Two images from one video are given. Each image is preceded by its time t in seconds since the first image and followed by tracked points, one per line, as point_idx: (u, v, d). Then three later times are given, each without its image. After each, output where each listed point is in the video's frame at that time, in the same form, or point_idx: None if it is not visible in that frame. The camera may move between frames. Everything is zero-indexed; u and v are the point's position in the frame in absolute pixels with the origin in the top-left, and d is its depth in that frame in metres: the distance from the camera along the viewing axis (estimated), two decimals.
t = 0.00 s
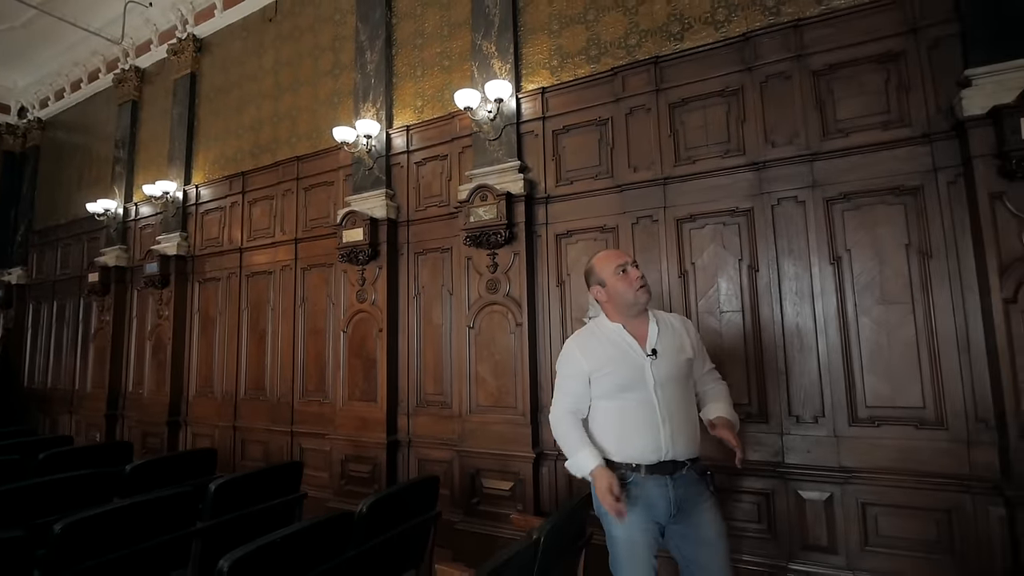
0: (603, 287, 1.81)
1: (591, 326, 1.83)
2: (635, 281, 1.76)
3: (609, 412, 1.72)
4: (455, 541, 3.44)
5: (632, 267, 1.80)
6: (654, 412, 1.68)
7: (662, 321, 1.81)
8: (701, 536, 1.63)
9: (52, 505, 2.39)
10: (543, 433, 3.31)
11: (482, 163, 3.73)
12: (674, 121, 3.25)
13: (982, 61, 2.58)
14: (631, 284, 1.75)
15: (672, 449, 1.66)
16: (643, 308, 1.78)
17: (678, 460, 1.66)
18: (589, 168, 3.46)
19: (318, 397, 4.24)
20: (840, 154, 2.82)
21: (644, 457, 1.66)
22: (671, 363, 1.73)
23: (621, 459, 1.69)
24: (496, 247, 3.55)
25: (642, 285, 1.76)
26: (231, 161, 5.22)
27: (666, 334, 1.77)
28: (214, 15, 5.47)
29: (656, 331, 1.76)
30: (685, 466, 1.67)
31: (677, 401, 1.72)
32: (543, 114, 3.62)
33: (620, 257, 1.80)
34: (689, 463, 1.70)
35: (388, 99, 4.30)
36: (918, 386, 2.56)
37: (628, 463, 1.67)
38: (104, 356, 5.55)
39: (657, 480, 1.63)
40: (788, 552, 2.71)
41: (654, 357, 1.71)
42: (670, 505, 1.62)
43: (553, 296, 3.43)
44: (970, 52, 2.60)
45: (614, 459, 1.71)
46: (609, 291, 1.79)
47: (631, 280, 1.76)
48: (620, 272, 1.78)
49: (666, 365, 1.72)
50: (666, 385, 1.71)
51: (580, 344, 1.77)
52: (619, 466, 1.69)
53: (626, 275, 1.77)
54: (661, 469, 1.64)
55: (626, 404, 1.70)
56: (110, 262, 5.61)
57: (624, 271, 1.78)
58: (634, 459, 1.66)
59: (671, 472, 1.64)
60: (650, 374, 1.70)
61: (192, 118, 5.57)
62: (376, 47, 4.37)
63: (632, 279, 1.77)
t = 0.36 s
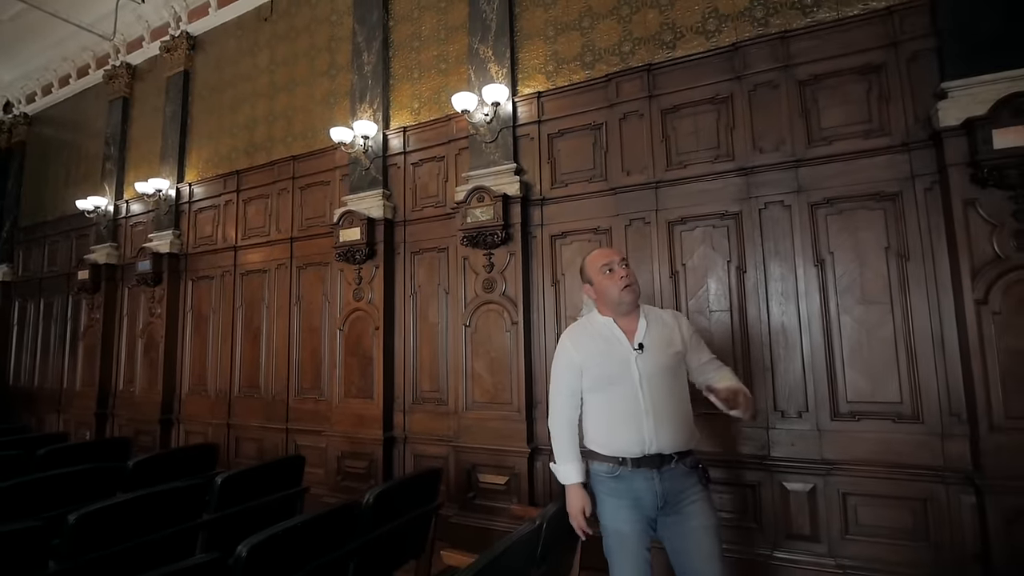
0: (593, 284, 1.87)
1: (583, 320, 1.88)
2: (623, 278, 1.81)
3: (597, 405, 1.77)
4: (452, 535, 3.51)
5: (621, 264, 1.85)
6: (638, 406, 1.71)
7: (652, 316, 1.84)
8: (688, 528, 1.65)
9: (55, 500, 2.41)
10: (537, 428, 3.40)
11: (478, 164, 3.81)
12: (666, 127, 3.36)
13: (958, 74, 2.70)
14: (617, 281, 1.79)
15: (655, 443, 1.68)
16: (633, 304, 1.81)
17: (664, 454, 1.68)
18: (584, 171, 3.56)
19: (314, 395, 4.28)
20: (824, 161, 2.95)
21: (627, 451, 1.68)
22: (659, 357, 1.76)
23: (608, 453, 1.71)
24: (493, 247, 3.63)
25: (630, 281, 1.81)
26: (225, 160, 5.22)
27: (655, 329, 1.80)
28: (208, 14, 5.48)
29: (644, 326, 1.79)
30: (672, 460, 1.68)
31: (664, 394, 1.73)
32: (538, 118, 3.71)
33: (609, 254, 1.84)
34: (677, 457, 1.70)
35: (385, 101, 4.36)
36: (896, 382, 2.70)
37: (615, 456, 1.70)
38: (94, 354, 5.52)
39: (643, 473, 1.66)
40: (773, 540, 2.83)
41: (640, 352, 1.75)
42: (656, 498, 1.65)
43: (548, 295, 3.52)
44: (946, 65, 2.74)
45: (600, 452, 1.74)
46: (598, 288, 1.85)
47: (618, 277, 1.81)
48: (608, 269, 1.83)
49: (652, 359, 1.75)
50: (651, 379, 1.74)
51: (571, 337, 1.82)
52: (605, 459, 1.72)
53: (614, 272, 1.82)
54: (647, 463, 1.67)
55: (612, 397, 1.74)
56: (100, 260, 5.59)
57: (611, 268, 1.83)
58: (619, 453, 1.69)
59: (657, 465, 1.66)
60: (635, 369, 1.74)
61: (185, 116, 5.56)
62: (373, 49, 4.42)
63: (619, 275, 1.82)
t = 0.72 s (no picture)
0: (593, 283, 1.89)
1: (585, 319, 1.92)
2: (620, 277, 1.81)
3: (595, 403, 1.82)
4: (449, 530, 3.58)
5: (619, 263, 1.84)
6: (632, 406, 1.74)
7: (652, 315, 1.83)
8: (678, 531, 1.68)
9: (60, 496, 2.44)
10: (534, 425, 3.48)
11: (476, 166, 3.88)
12: (660, 131, 3.45)
13: (940, 83, 2.82)
14: (614, 281, 1.80)
15: (647, 443, 1.71)
16: (632, 303, 1.82)
17: (657, 455, 1.71)
18: (579, 173, 3.65)
19: (312, 392, 4.32)
20: (811, 166, 3.06)
21: (621, 450, 1.73)
22: (655, 357, 1.77)
23: (603, 451, 1.77)
24: (490, 247, 3.70)
25: (628, 281, 1.81)
26: (221, 159, 5.25)
27: (653, 328, 1.81)
28: (205, 13, 5.50)
29: (642, 325, 1.81)
30: (667, 463, 1.70)
31: (659, 394, 1.75)
32: (535, 121, 3.79)
33: (608, 254, 1.85)
34: (672, 460, 1.71)
35: (384, 102, 4.42)
36: (879, 378, 2.81)
37: (609, 455, 1.76)
38: (89, 352, 5.51)
39: (637, 473, 1.71)
40: (762, 532, 2.93)
41: (636, 351, 1.77)
42: (648, 498, 1.69)
43: (545, 294, 3.60)
44: (928, 74, 2.87)
45: (597, 450, 1.80)
46: (597, 287, 1.87)
47: (615, 277, 1.81)
48: (607, 269, 1.84)
49: (648, 360, 1.76)
50: (646, 380, 1.76)
51: (571, 337, 1.88)
52: (601, 457, 1.78)
53: (611, 272, 1.83)
54: (641, 464, 1.71)
55: (608, 396, 1.79)
56: (94, 258, 5.59)
57: (608, 267, 1.84)
58: (614, 451, 1.75)
59: (650, 467, 1.70)
60: (631, 369, 1.76)
61: (182, 115, 5.57)
62: (371, 51, 4.48)
63: (617, 275, 1.82)
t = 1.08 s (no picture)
0: (609, 275, 1.81)
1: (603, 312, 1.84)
2: (638, 269, 1.73)
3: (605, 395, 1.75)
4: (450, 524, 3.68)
5: (638, 255, 1.75)
6: (642, 401, 1.65)
7: (670, 308, 1.72)
8: (690, 534, 1.56)
9: (77, 488, 2.52)
10: (534, 422, 3.57)
11: (477, 169, 3.97)
12: (657, 136, 3.56)
13: (925, 92, 2.93)
14: (631, 273, 1.71)
15: (656, 441, 1.60)
16: (648, 296, 1.72)
17: (668, 453, 1.58)
18: (578, 177, 3.75)
19: (315, 391, 4.40)
20: (802, 172, 3.17)
21: (630, 447, 1.64)
22: (670, 352, 1.65)
23: (613, 448, 1.69)
24: (492, 249, 3.80)
25: (645, 273, 1.72)
26: (224, 161, 5.32)
27: (669, 322, 1.69)
28: (209, 17, 5.56)
29: (657, 318, 1.70)
30: (680, 461, 1.58)
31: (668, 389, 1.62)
32: (535, 126, 3.90)
33: (626, 245, 1.76)
34: (685, 458, 1.59)
35: (386, 106, 4.50)
36: (867, 376, 2.93)
37: (618, 452, 1.67)
38: (92, 351, 5.56)
39: (646, 472, 1.60)
40: (754, 524, 3.03)
41: (649, 345, 1.67)
42: (657, 498, 1.59)
43: (546, 295, 3.69)
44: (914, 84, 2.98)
45: (608, 447, 1.72)
46: (613, 280, 1.79)
47: (633, 270, 1.72)
48: (624, 260, 1.75)
49: (660, 355, 1.65)
50: (658, 375, 1.64)
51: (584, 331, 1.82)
52: (611, 454, 1.70)
53: (629, 263, 1.74)
54: (652, 461, 1.60)
55: (617, 389, 1.71)
56: (97, 258, 5.64)
57: (625, 259, 1.75)
58: (623, 449, 1.65)
59: (660, 465, 1.58)
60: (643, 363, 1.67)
61: (185, 116, 5.64)
62: (374, 56, 4.57)
63: (634, 267, 1.73)
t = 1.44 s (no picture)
0: (628, 279, 1.81)
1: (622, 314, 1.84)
2: (659, 273, 1.73)
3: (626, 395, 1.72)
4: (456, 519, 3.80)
5: (658, 259, 1.76)
6: (664, 404, 1.65)
7: (690, 310, 1.74)
8: (710, 537, 1.57)
9: (102, 482, 2.64)
10: (537, 420, 3.69)
11: (483, 175, 4.08)
12: (657, 145, 3.69)
13: (913, 105, 3.07)
14: (652, 276, 1.72)
15: (680, 442, 1.60)
16: (669, 299, 1.72)
17: (691, 454, 1.59)
18: (581, 184, 3.87)
19: (322, 390, 4.51)
20: (797, 180, 3.31)
21: (652, 449, 1.63)
22: (693, 354, 1.66)
23: (633, 450, 1.69)
24: (496, 253, 3.92)
25: (667, 277, 1.73)
26: (232, 165, 5.42)
27: (690, 325, 1.70)
28: (217, 23, 5.67)
29: (679, 321, 1.71)
30: (703, 463, 1.59)
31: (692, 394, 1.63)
32: (539, 133, 4.02)
33: (647, 249, 1.76)
34: (708, 460, 1.60)
35: (393, 113, 4.62)
36: (859, 376, 3.05)
37: (639, 454, 1.67)
38: (100, 351, 5.66)
39: (668, 473, 1.60)
40: (751, 519, 3.15)
41: (671, 347, 1.68)
42: (678, 499, 1.59)
43: (549, 297, 3.80)
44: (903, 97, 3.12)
45: (628, 449, 1.71)
46: (633, 283, 1.79)
47: (655, 273, 1.73)
48: (645, 263, 1.75)
49: (682, 357, 1.66)
50: (680, 376, 1.65)
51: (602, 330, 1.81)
52: (631, 456, 1.69)
53: (650, 267, 1.75)
54: (675, 462, 1.60)
55: (638, 390, 1.69)
56: (105, 260, 5.72)
57: (646, 263, 1.75)
58: (644, 451, 1.65)
59: (684, 467, 1.59)
60: (666, 365, 1.67)
61: (193, 121, 5.74)
62: (381, 64, 4.69)
63: (655, 271, 1.74)
